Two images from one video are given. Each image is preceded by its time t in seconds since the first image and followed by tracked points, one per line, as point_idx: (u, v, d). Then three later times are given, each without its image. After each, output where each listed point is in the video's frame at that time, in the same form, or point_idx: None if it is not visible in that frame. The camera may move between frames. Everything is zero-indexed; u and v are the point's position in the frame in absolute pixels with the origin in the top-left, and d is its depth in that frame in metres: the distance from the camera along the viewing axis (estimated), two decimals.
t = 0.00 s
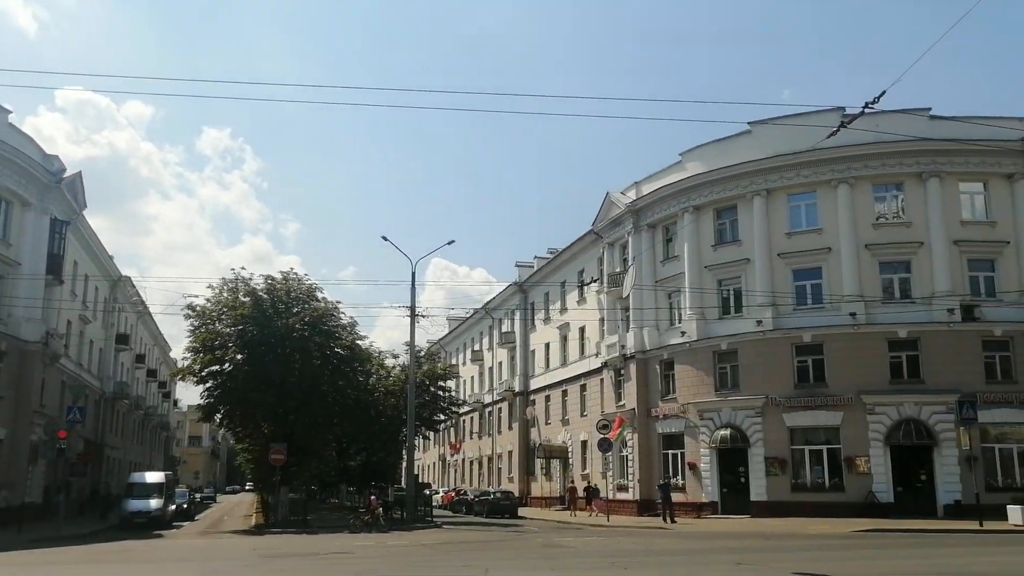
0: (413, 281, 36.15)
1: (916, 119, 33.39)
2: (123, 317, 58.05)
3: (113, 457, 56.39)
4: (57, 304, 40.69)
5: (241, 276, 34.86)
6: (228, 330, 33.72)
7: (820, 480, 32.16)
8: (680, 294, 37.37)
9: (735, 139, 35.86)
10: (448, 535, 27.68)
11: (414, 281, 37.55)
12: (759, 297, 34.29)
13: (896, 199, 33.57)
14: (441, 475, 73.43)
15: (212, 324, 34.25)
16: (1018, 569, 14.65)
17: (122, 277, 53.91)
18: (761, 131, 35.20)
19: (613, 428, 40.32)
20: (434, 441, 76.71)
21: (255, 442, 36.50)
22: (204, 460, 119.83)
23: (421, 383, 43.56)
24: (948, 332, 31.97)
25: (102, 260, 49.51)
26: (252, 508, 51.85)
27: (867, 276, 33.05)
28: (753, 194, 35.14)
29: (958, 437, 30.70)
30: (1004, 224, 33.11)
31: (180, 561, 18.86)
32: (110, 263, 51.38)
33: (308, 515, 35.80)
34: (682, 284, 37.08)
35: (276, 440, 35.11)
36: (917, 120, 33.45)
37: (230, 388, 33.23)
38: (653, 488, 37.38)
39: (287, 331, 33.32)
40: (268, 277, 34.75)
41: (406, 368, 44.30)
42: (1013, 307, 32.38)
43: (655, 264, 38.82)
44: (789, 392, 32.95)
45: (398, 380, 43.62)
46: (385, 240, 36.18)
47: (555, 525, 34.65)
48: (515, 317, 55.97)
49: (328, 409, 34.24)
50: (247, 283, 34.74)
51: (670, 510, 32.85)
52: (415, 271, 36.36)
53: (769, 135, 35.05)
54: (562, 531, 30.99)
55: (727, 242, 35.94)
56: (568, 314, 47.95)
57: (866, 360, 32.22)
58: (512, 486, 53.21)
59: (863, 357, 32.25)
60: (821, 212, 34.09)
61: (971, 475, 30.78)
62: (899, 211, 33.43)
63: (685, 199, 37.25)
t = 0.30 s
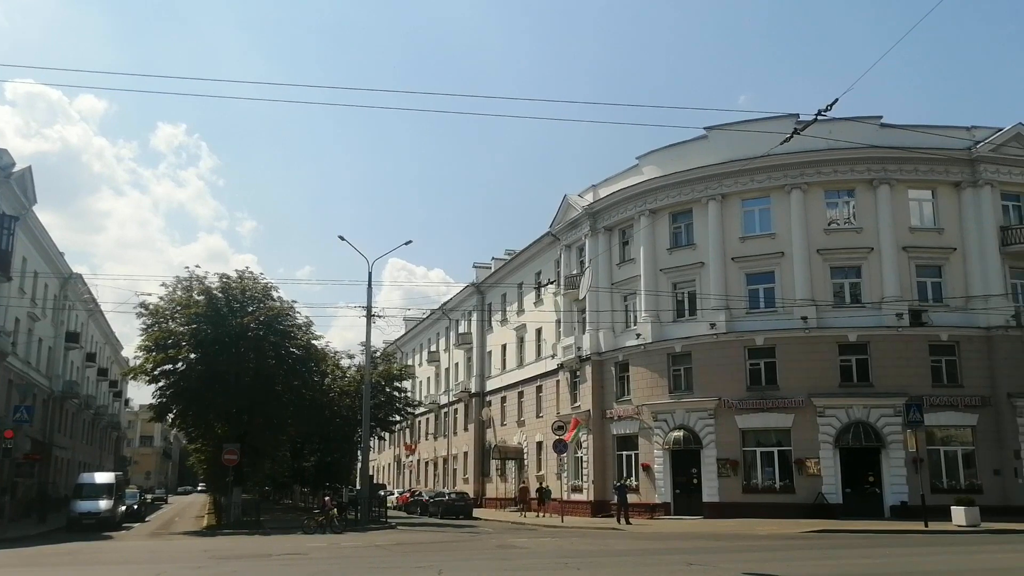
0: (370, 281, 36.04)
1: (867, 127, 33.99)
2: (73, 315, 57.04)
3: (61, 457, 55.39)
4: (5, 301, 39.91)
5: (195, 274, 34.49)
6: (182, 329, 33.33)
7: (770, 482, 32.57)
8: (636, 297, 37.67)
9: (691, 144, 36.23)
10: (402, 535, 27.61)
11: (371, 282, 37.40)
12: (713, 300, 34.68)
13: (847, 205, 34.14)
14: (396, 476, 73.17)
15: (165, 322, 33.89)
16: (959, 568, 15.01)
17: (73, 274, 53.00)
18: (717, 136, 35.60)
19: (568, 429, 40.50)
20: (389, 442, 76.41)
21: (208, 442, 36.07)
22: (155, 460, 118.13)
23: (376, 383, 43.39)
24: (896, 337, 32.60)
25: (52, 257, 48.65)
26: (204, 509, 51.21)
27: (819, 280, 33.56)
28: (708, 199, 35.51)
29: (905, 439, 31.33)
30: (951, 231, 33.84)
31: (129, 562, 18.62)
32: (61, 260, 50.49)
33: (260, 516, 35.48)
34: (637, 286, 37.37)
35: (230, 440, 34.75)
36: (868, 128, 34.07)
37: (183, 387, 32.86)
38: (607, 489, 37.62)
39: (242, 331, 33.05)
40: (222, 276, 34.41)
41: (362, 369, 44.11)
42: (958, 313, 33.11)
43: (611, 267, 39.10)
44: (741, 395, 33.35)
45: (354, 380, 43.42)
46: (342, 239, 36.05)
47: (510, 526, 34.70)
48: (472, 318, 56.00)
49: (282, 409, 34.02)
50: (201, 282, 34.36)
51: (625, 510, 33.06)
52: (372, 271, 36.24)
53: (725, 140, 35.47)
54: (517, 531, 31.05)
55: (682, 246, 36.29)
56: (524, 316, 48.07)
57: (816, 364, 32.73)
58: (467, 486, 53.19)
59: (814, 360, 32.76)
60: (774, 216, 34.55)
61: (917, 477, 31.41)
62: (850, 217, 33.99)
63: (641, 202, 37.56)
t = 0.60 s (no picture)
0: (330, 280, 35.85)
1: (823, 132, 34.49)
2: (25, 313, 55.98)
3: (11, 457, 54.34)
4: None
5: (151, 271, 34.04)
6: (138, 327, 32.86)
7: (726, 481, 32.93)
8: (595, 298, 37.89)
9: (651, 147, 36.51)
10: (359, 536, 27.51)
11: (330, 281, 37.20)
12: (671, 301, 34.98)
13: (803, 209, 34.62)
14: (354, 476, 72.83)
15: (120, 320, 33.41)
16: (907, 567, 15.33)
17: (26, 271, 52.00)
18: (676, 139, 35.91)
19: (527, 429, 40.60)
20: (348, 442, 76.03)
21: (163, 442, 35.61)
22: (109, 460, 116.41)
23: (335, 383, 43.16)
24: (849, 339, 33.13)
25: (4, 253, 47.70)
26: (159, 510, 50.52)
27: (775, 283, 34.00)
28: (667, 201, 35.81)
29: (857, 440, 31.87)
30: (904, 236, 34.46)
31: (80, 565, 18.33)
32: (13, 257, 49.52)
33: (216, 516, 35.09)
34: (597, 287, 37.59)
35: (186, 440, 34.35)
36: (824, 133, 34.58)
37: (138, 386, 32.42)
38: (566, 488, 37.80)
39: (199, 330, 32.71)
40: (180, 273, 33.99)
41: (321, 368, 43.84)
42: (910, 316, 33.73)
43: (571, 268, 39.28)
44: (698, 395, 33.66)
45: (312, 380, 43.14)
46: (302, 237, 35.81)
47: (468, 526, 34.70)
48: (432, 318, 55.92)
49: (239, 408, 33.71)
50: (158, 279, 33.92)
51: (583, 510, 33.23)
52: (332, 270, 36.04)
53: (684, 143, 35.80)
54: (476, 532, 31.05)
55: (641, 247, 36.55)
56: (484, 316, 48.11)
57: (771, 365, 33.16)
58: (426, 486, 53.10)
59: (769, 361, 33.20)
60: (731, 219, 34.94)
61: (868, 477, 31.97)
62: (806, 220, 34.47)
63: (601, 204, 37.77)
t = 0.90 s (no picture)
0: (286, 276, 35.56)
1: (779, 135, 34.93)
2: None
3: None
4: None
5: (104, 266, 33.48)
6: (89, 322, 32.27)
7: (679, 479, 33.23)
8: (553, 297, 38.04)
9: (610, 147, 36.71)
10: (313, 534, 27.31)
11: (287, 277, 36.87)
12: (627, 301, 35.22)
13: (758, 210, 35.04)
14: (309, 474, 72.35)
15: (71, 315, 32.79)
16: (855, 562, 15.59)
17: None
18: (634, 140, 36.15)
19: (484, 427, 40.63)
20: (303, 440, 75.52)
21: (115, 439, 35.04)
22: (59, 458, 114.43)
23: (291, 379, 42.83)
24: (801, 339, 33.62)
25: None
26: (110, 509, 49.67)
27: (729, 283, 34.39)
28: (624, 201, 36.05)
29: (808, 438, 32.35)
30: (855, 238, 35.02)
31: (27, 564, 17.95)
32: None
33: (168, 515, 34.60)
34: (554, 286, 37.74)
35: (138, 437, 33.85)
36: (779, 136, 35.03)
37: (89, 383, 31.87)
38: (521, 486, 37.90)
39: (153, 325, 32.27)
40: (133, 268, 33.46)
41: (276, 365, 43.46)
42: (860, 317, 34.31)
43: (529, 266, 39.40)
44: (653, 394, 33.92)
45: (267, 377, 42.75)
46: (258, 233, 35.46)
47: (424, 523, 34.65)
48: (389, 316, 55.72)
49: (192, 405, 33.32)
50: (111, 274, 33.36)
51: (540, 508, 33.32)
52: (289, 266, 35.75)
53: (642, 143, 36.05)
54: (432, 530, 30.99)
55: (598, 247, 36.75)
56: (442, 314, 48.05)
57: (725, 364, 33.53)
58: (381, 484, 52.89)
59: (723, 361, 33.57)
60: (687, 220, 35.27)
61: (819, 476, 32.46)
62: (760, 222, 34.90)
63: (559, 203, 37.92)
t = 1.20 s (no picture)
0: (246, 274, 35.32)
1: (738, 141, 35.35)
2: None
3: None
4: None
5: (59, 261, 32.99)
6: (43, 318, 31.77)
7: (637, 481, 33.48)
8: (514, 298, 38.16)
9: (572, 150, 36.92)
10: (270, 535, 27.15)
11: (246, 275, 36.62)
12: (588, 303, 35.43)
13: (717, 215, 35.43)
14: (267, 474, 71.73)
15: (24, 311, 32.25)
16: (806, 565, 15.87)
17: None
18: (597, 144, 36.40)
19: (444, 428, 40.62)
20: (261, 439, 74.92)
21: (68, 437, 34.52)
22: (10, 455, 112.35)
23: (249, 378, 42.48)
24: (758, 343, 34.05)
25: None
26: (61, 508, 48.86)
27: (688, 288, 34.74)
28: (586, 204, 36.26)
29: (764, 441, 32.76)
30: (812, 244, 35.54)
31: None
32: None
33: (121, 514, 34.15)
34: (516, 288, 37.86)
35: (91, 435, 33.38)
36: (738, 142, 35.46)
37: (41, 380, 31.38)
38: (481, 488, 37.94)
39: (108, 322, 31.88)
40: (89, 264, 33.02)
41: (234, 364, 43.08)
42: (816, 322, 34.83)
43: (491, 267, 39.48)
44: (612, 397, 34.14)
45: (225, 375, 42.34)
46: (217, 230, 35.14)
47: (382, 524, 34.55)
48: (350, 315, 55.52)
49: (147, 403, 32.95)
50: (66, 270, 32.88)
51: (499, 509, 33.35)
52: (248, 264, 35.50)
53: (605, 147, 36.31)
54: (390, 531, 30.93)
55: (560, 249, 36.91)
56: (403, 314, 47.95)
57: (683, 367, 33.86)
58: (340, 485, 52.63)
59: (682, 364, 33.89)
60: (648, 224, 35.55)
61: (774, 478, 32.88)
62: (719, 227, 35.26)
63: (522, 205, 38.05)
